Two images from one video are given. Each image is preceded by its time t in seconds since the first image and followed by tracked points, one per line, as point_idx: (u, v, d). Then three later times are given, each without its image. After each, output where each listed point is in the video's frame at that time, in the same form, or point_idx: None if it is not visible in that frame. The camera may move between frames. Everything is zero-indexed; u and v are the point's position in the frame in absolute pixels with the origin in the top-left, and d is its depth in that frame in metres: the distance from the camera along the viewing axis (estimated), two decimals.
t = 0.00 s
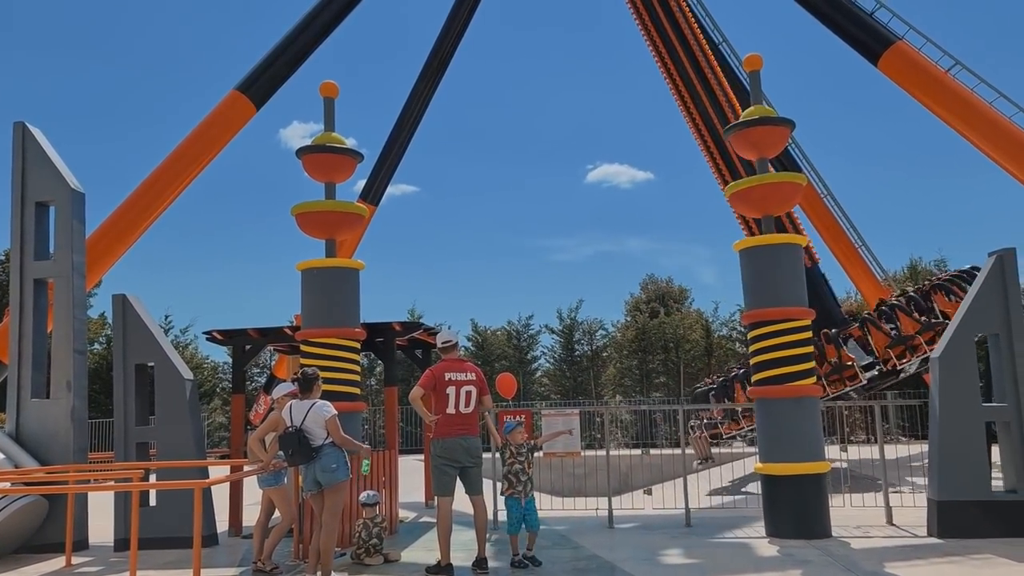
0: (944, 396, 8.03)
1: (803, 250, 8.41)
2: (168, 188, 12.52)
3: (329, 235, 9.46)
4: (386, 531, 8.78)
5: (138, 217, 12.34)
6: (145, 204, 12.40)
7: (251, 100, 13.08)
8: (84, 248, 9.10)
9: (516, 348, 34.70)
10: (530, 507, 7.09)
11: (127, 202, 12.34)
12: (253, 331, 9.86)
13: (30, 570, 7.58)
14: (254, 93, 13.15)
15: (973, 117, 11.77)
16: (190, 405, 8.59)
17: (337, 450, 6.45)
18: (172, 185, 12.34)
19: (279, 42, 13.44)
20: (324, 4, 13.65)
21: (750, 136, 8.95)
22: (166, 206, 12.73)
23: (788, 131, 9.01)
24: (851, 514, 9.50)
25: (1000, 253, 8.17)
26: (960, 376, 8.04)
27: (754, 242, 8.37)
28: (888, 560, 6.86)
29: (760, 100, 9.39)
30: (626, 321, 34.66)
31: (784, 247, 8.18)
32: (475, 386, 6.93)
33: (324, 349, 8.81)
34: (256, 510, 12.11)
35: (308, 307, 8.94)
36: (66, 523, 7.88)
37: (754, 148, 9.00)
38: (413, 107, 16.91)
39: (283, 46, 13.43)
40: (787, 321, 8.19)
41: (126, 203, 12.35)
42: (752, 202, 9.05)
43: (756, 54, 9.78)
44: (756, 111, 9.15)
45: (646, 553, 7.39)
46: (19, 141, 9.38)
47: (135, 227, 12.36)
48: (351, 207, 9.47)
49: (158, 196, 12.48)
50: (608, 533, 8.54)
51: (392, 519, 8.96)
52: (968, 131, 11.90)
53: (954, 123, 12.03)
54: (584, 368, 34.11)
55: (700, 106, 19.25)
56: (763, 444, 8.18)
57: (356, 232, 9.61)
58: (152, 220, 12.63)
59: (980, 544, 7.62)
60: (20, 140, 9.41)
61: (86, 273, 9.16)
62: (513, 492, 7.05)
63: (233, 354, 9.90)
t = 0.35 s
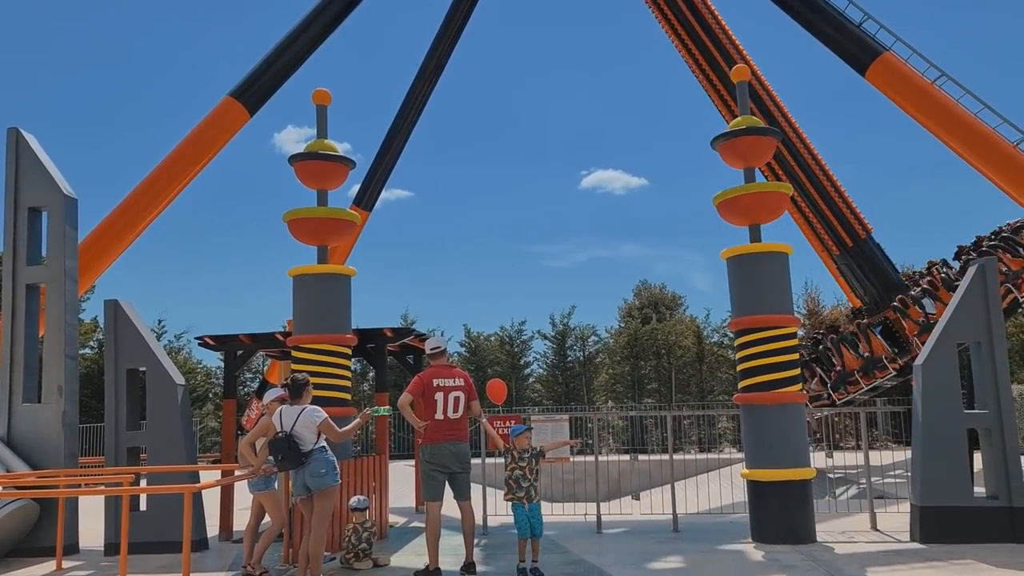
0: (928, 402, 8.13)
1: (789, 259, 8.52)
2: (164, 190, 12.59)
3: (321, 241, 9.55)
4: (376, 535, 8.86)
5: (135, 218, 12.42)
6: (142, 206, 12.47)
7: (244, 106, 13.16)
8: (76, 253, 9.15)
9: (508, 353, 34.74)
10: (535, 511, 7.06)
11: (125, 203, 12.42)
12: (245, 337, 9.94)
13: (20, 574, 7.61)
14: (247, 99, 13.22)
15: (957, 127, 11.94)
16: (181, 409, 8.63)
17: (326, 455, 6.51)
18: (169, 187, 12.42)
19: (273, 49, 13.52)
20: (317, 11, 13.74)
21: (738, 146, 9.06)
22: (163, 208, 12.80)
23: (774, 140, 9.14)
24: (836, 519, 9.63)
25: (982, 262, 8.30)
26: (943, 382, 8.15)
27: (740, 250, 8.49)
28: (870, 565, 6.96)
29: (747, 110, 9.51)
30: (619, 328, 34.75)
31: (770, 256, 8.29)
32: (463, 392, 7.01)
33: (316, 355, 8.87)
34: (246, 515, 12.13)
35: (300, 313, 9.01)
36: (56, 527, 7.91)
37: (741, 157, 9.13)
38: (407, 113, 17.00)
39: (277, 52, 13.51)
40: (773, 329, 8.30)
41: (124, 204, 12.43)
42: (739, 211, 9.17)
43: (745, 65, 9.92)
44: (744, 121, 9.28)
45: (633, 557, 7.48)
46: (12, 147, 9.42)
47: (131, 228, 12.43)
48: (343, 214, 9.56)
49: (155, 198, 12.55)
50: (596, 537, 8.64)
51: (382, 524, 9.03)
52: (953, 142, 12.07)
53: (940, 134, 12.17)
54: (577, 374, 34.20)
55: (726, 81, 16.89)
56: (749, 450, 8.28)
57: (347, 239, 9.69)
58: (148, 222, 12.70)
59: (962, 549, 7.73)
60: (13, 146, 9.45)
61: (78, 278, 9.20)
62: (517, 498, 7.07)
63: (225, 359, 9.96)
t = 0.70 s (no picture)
0: (916, 414, 8.23)
1: (779, 271, 8.62)
2: (162, 194, 12.64)
3: (315, 251, 9.60)
4: (368, 544, 8.89)
5: (134, 221, 12.46)
6: (140, 209, 12.52)
7: (239, 115, 13.24)
8: (70, 261, 9.16)
9: (500, 363, 34.79)
10: (529, 522, 7.15)
11: (125, 206, 12.48)
12: (238, 346, 9.98)
13: None
14: (242, 109, 13.29)
15: (945, 143, 12.08)
16: (173, 418, 8.65)
17: (320, 465, 6.55)
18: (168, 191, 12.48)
19: (267, 60, 13.60)
20: (312, 23, 13.84)
21: (729, 159, 9.17)
22: (162, 211, 12.86)
23: (764, 154, 9.25)
24: (825, 529, 9.71)
25: (968, 275, 8.41)
26: (931, 394, 8.24)
27: (730, 263, 8.58)
28: None
29: (737, 124, 9.63)
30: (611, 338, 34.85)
31: (760, 268, 8.38)
32: (456, 402, 7.06)
33: (309, 364, 8.91)
34: (238, 524, 12.12)
35: (293, 323, 9.05)
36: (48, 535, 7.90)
37: (732, 171, 9.24)
38: (400, 123, 17.10)
39: (271, 63, 13.59)
40: (764, 341, 8.38)
41: (124, 207, 12.49)
42: (729, 223, 9.27)
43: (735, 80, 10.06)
44: (733, 135, 9.39)
45: (623, 567, 7.53)
46: (7, 156, 9.44)
47: (131, 230, 12.49)
48: (336, 225, 9.62)
49: (154, 201, 12.60)
50: (587, 547, 8.68)
51: (374, 533, 9.05)
52: (941, 157, 12.18)
53: (928, 149, 12.30)
54: (568, 384, 34.23)
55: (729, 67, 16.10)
56: (739, 461, 8.35)
57: (341, 250, 9.74)
58: (148, 225, 12.75)
59: (948, 559, 7.82)
60: (8, 154, 9.48)
61: (72, 287, 9.21)
62: (510, 508, 7.12)
63: (217, 369, 9.99)
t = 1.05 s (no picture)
0: (901, 425, 8.36)
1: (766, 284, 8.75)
2: (162, 194, 12.72)
3: (306, 261, 9.64)
4: (358, 554, 8.90)
5: (134, 220, 12.52)
6: (138, 212, 12.55)
7: (229, 125, 13.27)
8: (60, 270, 9.15)
9: (487, 373, 34.87)
10: (519, 532, 7.20)
11: (125, 204, 12.53)
12: (228, 356, 9.98)
13: None
14: (232, 119, 13.32)
15: (927, 158, 12.29)
16: (162, 428, 8.63)
17: (311, 476, 6.56)
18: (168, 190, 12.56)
19: (258, 70, 13.65)
20: (303, 34, 13.91)
21: (717, 173, 9.30)
22: (162, 210, 12.92)
23: (752, 168, 9.40)
24: (810, 541, 9.82)
25: (952, 289, 8.57)
26: (916, 407, 8.38)
27: (719, 276, 8.69)
28: None
29: (726, 139, 9.77)
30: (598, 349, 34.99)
31: (747, 281, 8.50)
32: (448, 412, 7.10)
33: (300, 374, 8.92)
34: (227, 534, 12.09)
35: (284, 333, 9.07)
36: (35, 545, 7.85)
37: (720, 185, 9.37)
38: (390, 133, 17.19)
39: (262, 74, 13.64)
40: (751, 353, 8.49)
41: (124, 206, 12.53)
42: (718, 236, 9.39)
43: (723, 95, 10.22)
44: (722, 150, 9.53)
45: None
46: None
47: (131, 229, 12.55)
48: (328, 235, 9.66)
49: (154, 200, 12.68)
50: (575, 558, 8.73)
51: (363, 544, 9.06)
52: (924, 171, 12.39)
53: (912, 165, 12.51)
54: (555, 396, 34.28)
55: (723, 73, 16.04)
56: (726, 473, 8.43)
57: (332, 260, 9.78)
58: (147, 224, 12.81)
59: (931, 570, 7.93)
60: None
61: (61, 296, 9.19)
62: (501, 519, 7.18)
63: (207, 379, 9.99)
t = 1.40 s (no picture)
0: (889, 428, 8.49)
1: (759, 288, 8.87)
2: (160, 189, 12.77)
3: (303, 260, 9.70)
4: (353, 552, 8.99)
5: (131, 215, 12.55)
6: (136, 207, 12.59)
7: (226, 123, 13.29)
8: (57, 267, 9.17)
9: (479, 374, 34.98)
10: (516, 531, 7.29)
11: (123, 199, 12.56)
12: (224, 354, 10.03)
13: None
14: (228, 117, 13.35)
15: (920, 165, 12.44)
16: (159, 425, 8.66)
17: (309, 473, 6.61)
18: (167, 185, 12.61)
19: (254, 69, 13.68)
20: (299, 34, 13.94)
21: (711, 177, 9.41)
22: (159, 206, 12.95)
23: (746, 173, 9.51)
24: (800, 540, 9.99)
25: (941, 294, 8.71)
26: (905, 410, 8.52)
27: (712, 279, 8.80)
28: None
29: (721, 143, 9.88)
30: (589, 350, 35.13)
31: (741, 284, 8.62)
32: (444, 411, 7.18)
33: (296, 373, 8.98)
34: (222, 531, 12.12)
35: (281, 332, 9.12)
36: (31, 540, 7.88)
37: (714, 189, 9.49)
38: (385, 132, 17.26)
39: (258, 72, 13.67)
40: (744, 355, 8.60)
41: (122, 201, 12.56)
42: (713, 240, 9.50)
43: (717, 100, 10.34)
44: (717, 154, 9.64)
45: None
46: None
47: (129, 223, 12.58)
48: (325, 235, 9.72)
49: (153, 195, 12.73)
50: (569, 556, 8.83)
51: (358, 542, 9.12)
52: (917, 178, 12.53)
53: (904, 171, 12.64)
54: (546, 396, 34.35)
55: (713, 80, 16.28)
56: (718, 473, 8.54)
57: (329, 259, 9.84)
58: (144, 219, 12.85)
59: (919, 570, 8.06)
60: None
61: (58, 292, 9.20)
62: (496, 517, 7.27)
63: (203, 376, 10.03)
